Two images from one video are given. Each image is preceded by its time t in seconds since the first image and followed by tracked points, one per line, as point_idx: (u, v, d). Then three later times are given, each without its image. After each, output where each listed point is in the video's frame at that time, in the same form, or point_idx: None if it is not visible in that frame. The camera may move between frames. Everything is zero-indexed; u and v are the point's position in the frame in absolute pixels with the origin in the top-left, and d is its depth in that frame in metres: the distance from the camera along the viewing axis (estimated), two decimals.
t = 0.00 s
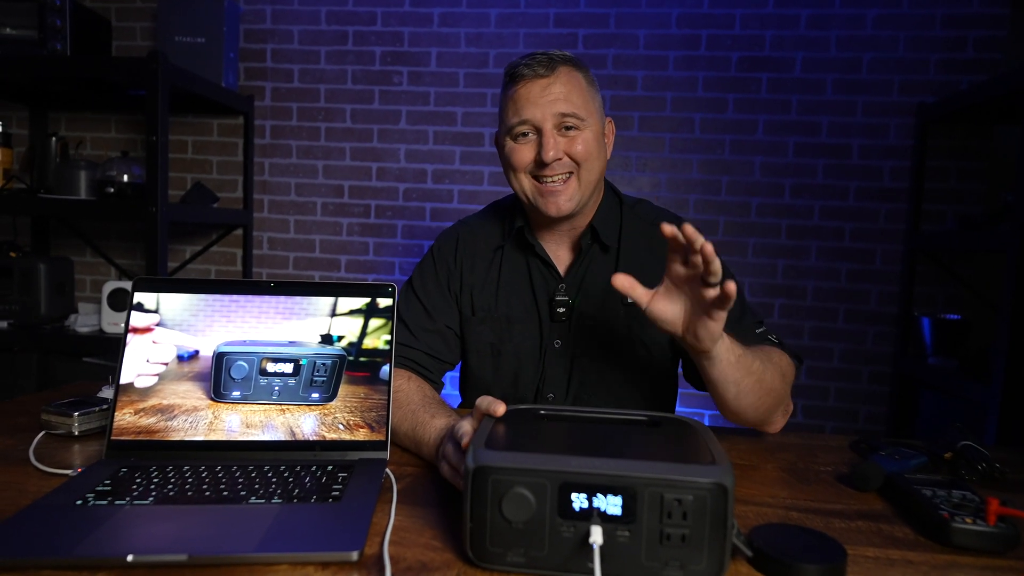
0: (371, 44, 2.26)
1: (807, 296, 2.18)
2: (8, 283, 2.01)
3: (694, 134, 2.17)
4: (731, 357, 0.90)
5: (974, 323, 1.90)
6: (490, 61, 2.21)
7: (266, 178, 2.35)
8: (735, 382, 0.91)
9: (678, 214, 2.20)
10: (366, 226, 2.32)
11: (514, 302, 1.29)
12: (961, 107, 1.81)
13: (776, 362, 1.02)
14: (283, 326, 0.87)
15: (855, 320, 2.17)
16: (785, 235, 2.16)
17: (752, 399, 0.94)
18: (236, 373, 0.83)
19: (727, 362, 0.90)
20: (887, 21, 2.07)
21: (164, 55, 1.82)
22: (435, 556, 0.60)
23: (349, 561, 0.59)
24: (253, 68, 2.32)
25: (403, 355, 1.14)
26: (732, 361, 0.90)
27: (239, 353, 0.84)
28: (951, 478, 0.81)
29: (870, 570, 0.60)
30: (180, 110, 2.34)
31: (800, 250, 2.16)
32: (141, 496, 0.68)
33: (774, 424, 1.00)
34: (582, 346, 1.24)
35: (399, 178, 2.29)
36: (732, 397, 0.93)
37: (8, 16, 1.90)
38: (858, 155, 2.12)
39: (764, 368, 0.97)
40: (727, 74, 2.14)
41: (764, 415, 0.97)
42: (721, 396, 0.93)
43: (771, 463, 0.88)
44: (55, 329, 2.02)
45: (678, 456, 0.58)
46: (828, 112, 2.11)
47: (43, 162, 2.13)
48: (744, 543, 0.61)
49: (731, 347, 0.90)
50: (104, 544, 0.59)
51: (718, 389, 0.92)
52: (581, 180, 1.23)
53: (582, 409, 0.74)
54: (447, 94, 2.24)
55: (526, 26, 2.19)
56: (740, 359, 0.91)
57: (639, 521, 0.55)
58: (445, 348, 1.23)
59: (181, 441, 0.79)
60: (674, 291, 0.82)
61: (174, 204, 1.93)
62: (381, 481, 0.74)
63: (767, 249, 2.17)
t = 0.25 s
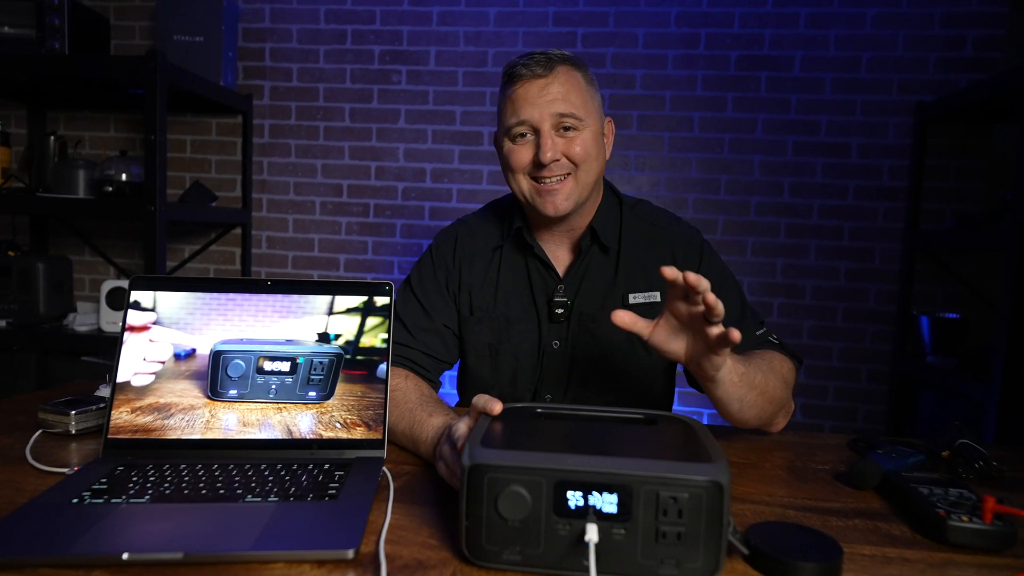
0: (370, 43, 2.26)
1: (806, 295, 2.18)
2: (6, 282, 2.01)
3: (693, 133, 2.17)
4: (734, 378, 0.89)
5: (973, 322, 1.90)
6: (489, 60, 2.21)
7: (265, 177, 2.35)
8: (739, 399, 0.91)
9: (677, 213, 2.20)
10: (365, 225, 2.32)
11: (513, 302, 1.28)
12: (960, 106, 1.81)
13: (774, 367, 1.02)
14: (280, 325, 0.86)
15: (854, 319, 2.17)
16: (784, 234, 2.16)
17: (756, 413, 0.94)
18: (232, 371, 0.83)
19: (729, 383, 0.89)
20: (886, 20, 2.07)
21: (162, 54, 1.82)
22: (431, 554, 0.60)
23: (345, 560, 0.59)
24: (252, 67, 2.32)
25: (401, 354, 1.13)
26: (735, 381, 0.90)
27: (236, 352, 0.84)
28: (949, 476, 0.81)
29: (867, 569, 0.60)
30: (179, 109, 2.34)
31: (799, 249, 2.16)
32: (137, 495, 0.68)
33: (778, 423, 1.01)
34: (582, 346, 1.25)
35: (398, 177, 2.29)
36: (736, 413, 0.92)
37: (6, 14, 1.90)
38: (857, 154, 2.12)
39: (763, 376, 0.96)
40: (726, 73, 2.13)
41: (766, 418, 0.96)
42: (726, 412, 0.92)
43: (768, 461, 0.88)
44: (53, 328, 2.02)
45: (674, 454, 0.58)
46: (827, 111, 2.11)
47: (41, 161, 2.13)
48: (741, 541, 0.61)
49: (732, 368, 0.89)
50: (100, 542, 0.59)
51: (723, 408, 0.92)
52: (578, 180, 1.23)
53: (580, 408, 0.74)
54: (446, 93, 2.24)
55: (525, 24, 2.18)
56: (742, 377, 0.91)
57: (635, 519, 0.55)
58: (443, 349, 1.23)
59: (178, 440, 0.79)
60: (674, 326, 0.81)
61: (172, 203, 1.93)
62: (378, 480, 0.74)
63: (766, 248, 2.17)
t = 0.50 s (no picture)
0: (368, 44, 2.26)
1: (805, 295, 2.18)
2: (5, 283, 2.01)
3: (692, 132, 2.17)
4: (714, 378, 0.89)
5: (971, 321, 1.90)
6: (487, 60, 2.21)
7: (263, 177, 2.35)
8: (721, 398, 0.91)
9: (675, 212, 2.20)
10: (363, 226, 2.33)
11: (510, 303, 1.29)
12: (958, 105, 1.81)
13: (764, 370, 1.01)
14: (277, 326, 0.87)
15: (853, 318, 2.17)
16: (782, 233, 2.16)
17: (739, 411, 0.94)
18: (230, 372, 0.84)
19: (710, 381, 0.89)
20: (884, 19, 2.07)
21: (161, 54, 1.82)
22: (427, 555, 0.60)
23: (341, 561, 0.59)
24: (250, 68, 2.32)
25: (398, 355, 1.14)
26: (716, 381, 0.90)
27: (233, 353, 0.84)
28: (944, 475, 0.81)
29: (861, 568, 0.60)
30: (177, 109, 2.34)
31: (797, 248, 2.17)
32: (134, 496, 0.68)
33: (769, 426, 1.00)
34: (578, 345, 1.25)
35: (397, 177, 2.29)
36: (718, 411, 0.93)
37: (5, 15, 1.90)
38: (856, 153, 2.12)
39: (748, 376, 0.96)
40: (724, 72, 2.13)
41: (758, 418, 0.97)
42: (709, 411, 0.93)
43: (765, 461, 0.88)
44: (52, 329, 2.02)
45: (669, 455, 0.59)
46: (825, 110, 2.11)
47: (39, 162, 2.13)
48: (736, 541, 0.61)
49: (712, 368, 0.89)
50: (96, 544, 0.59)
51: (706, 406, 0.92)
52: (571, 181, 1.23)
53: (576, 408, 0.74)
54: (444, 93, 2.24)
55: (523, 24, 2.18)
56: (723, 376, 0.91)
57: (630, 520, 0.55)
58: (441, 349, 1.23)
59: (175, 441, 0.80)
60: (651, 326, 0.82)
61: (171, 204, 1.93)
62: (375, 481, 0.74)
63: (764, 247, 2.18)
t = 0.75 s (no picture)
0: (365, 42, 2.26)
1: (802, 293, 2.18)
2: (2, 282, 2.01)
3: (689, 131, 2.17)
4: (686, 393, 0.90)
5: (968, 319, 1.90)
6: (484, 58, 2.21)
7: (260, 176, 2.35)
8: (697, 412, 0.92)
9: (672, 211, 2.20)
10: (361, 225, 2.32)
11: (503, 301, 1.28)
12: (955, 103, 1.81)
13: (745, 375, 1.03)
14: (272, 325, 0.87)
15: (849, 316, 2.17)
16: (779, 232, 2.16)
17: (717, 422, 0.94)
18: (224, 371, 0.83)
19: (684, 399, 0.90)
20: (880, 17, 2.07)
21: (157, 53, 1.82)
22: (419, 554, 0.61)
23: (333, 559, 0.59)
24: (247, 67, 2.31)
25: (392, 353, 1.14)
26: (689, 396, 0.91)
27: (228, 352, 0.84)
28: (937, 473, 0.81)
29: (853, 566, 0.60)
30: (174, 108, 2.34)
31: (794, 247, 2.17)
32: (129, 495, 0.68)
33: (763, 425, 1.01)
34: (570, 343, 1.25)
35: (394, 175, 2.29)
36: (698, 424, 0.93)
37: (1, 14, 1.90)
38: (852, 152, 2.12)
39: (724, 386, 0.97)
40: (721, 70, 2.13)
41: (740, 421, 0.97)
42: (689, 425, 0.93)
43: (759, 459, 0.88)
44: (49, 328, 2.02)
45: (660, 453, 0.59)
46: (822, 108, 2.11)
47: (36, 161, 2.13)
48: (728, 539, 0.62)
49: (683, 384, 0.91)
50: (90, 542, 0.59)
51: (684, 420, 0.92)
52: (560, 178, 1.22)
53: (566, 406, 0.74)
54: (441, 92, 2.24)
55: (520, 23, 2.18)
56: (697, 392, 0.92)
57: (621, 517, 0.55)
58: (435, 347, 1.23)
59: (170, 440, 0.80)
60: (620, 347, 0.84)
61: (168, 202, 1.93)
62: (369, 480, 0.74)
63: (761, 245, 2.18)
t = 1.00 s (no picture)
0: (363, 41, 2.26)
1: (799, 292, 2.18)
2: None
3: (687, 130, 2.17)
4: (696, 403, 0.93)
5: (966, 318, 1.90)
6: (482, 57, 2.20)
7: (258, 175, 2.35)
8: (708, 418, 0.95)
9: (670, 210, 2.20)
10: (359, 224, 2.32)
11: (497, 300, 1.28)
12: (953, 102, 1.81)
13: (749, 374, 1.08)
14: (267, 325, 0.86)
15: (847, 315, 2.17)
16: (778, 231, 2.16)
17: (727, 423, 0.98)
18: (219, 371, 0.83)
19: (696, 410, 0.93)
20: (877, 17, 2.07)
21: (153, 52, 1.81)
22: (413, 554, 0.60)
23: (327, 559, 0.59)
24: (245, 66, 2.31)
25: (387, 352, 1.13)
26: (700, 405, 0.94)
27: (223, 352, 0.83)
28: (933, 472, 0.81)
29: (848, 566, 0.60)
30: (171, 107, 2.33)
31: (792, 246, 2.17)
32: (122, 496, 0.68)
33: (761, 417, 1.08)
34: (567, 341, 1.26)
35: (391, 174, 2.29)
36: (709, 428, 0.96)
37: None
38: (850, 151, 2.12)
39: (731, 392, 1.01)
40: (719, 69, 2.13)
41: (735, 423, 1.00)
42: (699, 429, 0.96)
43: (755, 458, 0.88)
44: (46, 327, 2.01)
45: (655, 453, 0.59)
46: (820, 107, 2.11)
47: (33, 160, 2.13)
48: (723, 539, 0.61)
49: (694, 396, 0.94)
50: (83, 543, 0.59)
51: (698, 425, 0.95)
52: (549, 178, 1.22)
53: (561, 406, 0.74)
54: (439, 91, 2.24)
55: (518, 21, 2.18)
56: (707, 402, 0.95)
57: (615, 518, 0.55)
58: (430, 346, 1.23)
59: (164, 440, 0.79)
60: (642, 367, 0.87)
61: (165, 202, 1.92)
62: (364, 480, 0.74)
63: (759, 244, 2.18)
